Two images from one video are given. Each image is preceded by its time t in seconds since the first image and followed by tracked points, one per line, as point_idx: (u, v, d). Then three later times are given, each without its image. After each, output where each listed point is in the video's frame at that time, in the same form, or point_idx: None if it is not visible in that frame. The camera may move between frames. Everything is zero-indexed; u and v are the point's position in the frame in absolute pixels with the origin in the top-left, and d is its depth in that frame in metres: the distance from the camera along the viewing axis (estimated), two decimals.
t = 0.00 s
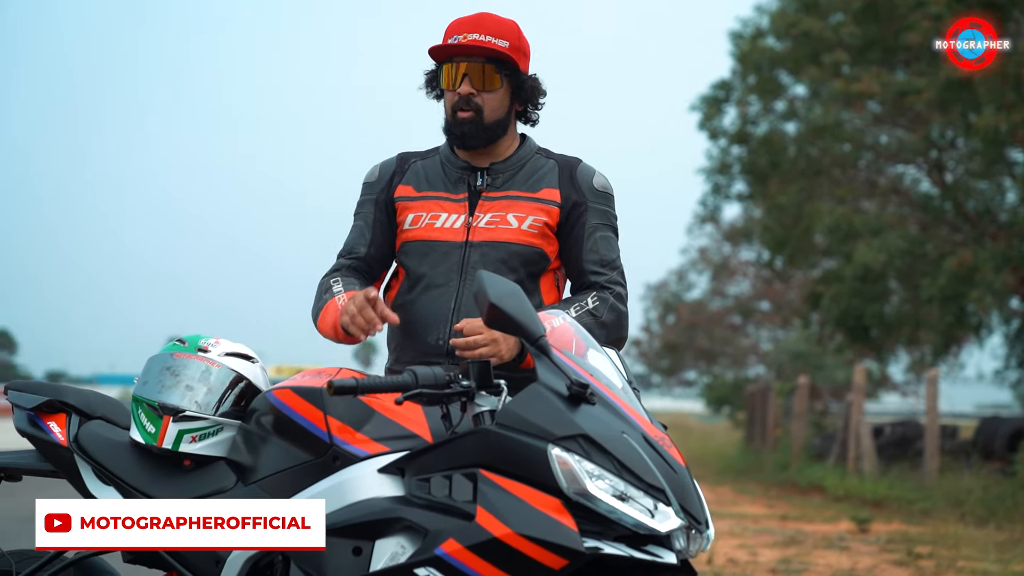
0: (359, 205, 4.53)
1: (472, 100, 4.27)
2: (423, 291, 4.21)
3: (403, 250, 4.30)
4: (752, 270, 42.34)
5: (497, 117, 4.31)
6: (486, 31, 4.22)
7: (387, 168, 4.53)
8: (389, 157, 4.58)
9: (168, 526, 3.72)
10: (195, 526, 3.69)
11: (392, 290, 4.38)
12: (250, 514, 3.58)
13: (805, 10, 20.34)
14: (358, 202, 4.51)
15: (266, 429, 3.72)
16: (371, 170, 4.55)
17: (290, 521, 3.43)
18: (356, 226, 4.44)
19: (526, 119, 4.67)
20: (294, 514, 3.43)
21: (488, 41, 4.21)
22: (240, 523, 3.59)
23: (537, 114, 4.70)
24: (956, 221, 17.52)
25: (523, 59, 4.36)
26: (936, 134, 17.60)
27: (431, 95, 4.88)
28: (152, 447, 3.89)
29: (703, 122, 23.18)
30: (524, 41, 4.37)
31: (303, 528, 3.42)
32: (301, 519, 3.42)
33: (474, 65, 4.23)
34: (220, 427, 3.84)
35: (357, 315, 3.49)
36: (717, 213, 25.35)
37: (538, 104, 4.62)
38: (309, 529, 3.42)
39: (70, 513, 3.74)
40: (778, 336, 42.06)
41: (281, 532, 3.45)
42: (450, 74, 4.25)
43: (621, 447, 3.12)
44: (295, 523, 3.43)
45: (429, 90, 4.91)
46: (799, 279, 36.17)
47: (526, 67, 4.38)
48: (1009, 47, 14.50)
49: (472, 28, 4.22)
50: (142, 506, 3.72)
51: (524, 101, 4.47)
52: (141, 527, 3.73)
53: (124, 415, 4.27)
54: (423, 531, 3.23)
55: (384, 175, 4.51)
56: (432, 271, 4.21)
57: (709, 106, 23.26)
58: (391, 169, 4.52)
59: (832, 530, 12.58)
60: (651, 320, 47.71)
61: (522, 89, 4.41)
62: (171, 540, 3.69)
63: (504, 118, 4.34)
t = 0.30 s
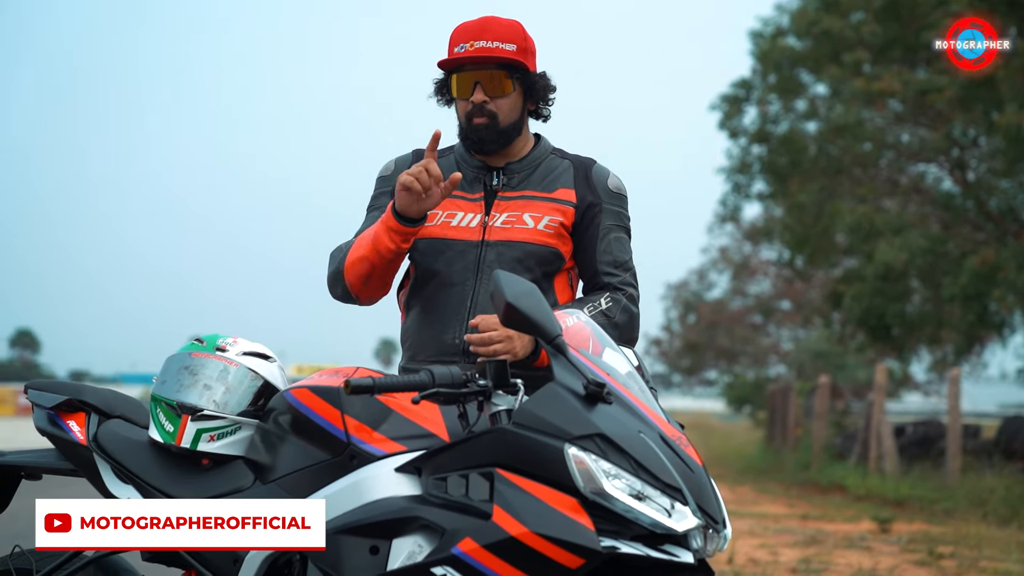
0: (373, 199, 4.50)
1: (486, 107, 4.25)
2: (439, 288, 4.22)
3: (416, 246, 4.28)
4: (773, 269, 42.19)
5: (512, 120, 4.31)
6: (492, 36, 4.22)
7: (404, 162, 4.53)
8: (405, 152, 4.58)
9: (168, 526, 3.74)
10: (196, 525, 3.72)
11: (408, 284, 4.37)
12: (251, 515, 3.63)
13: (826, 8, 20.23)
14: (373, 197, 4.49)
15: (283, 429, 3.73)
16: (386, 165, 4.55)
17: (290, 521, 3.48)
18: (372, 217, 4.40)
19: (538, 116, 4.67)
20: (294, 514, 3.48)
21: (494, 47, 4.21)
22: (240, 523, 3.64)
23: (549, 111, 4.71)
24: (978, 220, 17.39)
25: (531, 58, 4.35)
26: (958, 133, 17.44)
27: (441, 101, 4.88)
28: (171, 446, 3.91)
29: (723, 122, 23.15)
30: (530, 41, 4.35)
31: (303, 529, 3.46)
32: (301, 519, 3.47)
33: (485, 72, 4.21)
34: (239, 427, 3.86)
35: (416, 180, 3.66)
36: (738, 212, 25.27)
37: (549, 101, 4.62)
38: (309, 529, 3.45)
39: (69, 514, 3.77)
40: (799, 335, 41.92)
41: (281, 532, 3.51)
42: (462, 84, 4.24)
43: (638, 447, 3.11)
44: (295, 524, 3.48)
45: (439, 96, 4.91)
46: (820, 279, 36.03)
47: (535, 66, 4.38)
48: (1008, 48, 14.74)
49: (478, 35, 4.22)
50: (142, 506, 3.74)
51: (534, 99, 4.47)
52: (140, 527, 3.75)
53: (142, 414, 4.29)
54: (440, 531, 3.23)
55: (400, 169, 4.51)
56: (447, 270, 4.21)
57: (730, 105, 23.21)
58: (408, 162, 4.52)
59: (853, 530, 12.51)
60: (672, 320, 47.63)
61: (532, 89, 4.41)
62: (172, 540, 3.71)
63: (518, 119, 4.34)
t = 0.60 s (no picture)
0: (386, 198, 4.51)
1: (503, 107, 4.25)
2: (453, 288, 4.22)
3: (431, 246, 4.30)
4: (791, 269, 42.08)
5: (528, 120, 4.32)
6: (510, 36, 4.21)
7: (416, 163, 4.53)
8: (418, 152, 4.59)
9: (167, 526, 3.78)
10: (195, 526, 3.77)
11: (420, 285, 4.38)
12: (250, 515, 3.69)
13: (845, 7, 20.13)
14: (385, 198, 4.50)
15: (298, 429, 3.74)
16: (399, 166, 4.55)
17: (290, 521, 3.55)
18: (385, 217, 4.42)
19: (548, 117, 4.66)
20: (294, 515, 3.54)
21: (513, 48, 4.20)
22: (240, 523, 3.70)
23: (560, 111, 4.71)
24: (999, 219, 17.28)
25: (547, 59, 4.36)
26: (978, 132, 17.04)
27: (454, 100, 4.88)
28: (187, 446, 3.92)
29: (740, 121, 23.13)
30: (545, 41, 4.36)
31: (303, 529, 3.52)
32: (301, 520, 3.53)
33: (501, 72, 4.21)
34: (254, 426, 3.86)
35: (431, 208, 3.61)
36: (756, 212, 25.22)
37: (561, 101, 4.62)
38: (309, 530, 3.50)
39: (70, 514, 3.82)
40: (818, 335, 41.79)
41: (281, 532, 3.57)
42: (478, 84, 4.24)
43: (652, 446, 3.11)
44: (295, 524, 3.54)
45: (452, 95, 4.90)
46: (839, 278, 35.92)
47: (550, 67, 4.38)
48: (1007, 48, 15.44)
49: (494, 36, 4.21)
50: (143, 506, 3.78)
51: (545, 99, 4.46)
52: (140, 527, 3.80)
53: (158, 413, 4.30)
54: (455, 530, 3.23)
55: (412, 170, 4.51)
56: (460, 270, 4.21)
57: (747, 105, 23.20)
58: (420, 164, 4.52)
59: (872, 530, 12.49)
60: (690, 320, 47.59)
61: (546, 88, 4.42)
62: (171, 540, 3.75)
63: (533, 119, 4.35)
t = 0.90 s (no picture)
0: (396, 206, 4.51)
1: (523, 101, 4.25)
2: (466, 291, 4.23)
3: (444, 251, 4.32)
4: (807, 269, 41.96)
5: (545, 119, 4.31)
6: (536, 33, 4.21)
7: (425, 169, 4.52)
8: (426, 158, 4.58)
9: (167, 526, 3.83)
10: (195, 526, 3.80)
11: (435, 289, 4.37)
12: (250, 515, 3.73)
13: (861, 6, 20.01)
14: (395, 206, 4.50)
15: (310, 430, 3.75)
16: (408, 172, 4.54)
17: (290, 522, 3.60)
18: (395, 228, 4.43)
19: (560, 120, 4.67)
20: (294, 515, 3.59)
21: (538, 44, 4.19)
22: (240, 523, 3.74)
23: (572, 115, 4.70)
24: (1015, 219, 17.16)
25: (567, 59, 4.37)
26: (994, 131, 16.86)
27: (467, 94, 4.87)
28: (199, 447, 3.93)
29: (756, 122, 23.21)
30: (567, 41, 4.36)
31: (303, 528, 3.57)
32: (301, 520, 3.58)
33: (526, 67, 4.21)
34: (266, 427, 3.87)
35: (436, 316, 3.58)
36: (772, 212, 25.16)
37: (575, 104, 4.61)
38: (309, 529, 3.56)
39: (69, 514, 3.89)
40: (834, 336, 41.70)
41: (280, 532, 3.62)
42: (501, 76, 4.23)
43: (665, 447, 3.09)
44: (295, 524, 3.59)
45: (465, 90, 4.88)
46: (855, 278, 35.80)
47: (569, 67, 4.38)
48: (1009, 48, 15.50)
49: (520, 31, 4.21)
50: (140, 506, 3.84)
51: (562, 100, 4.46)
52: (140, 528, 3.85)
53: (172, 414, 4.31)
54: (467, 532, 3.23)
55: (422, 177, 4.50)
56: (473, 273, 4.22)
57: (763, 105, 23.18)
58: (429, 170, 4.51)
59: (888, 531, 12.43)
60: (705, 320, 47.52)
61: (564, 90, 4.41)
62: (170, 540, 3.80)
63: (549, 118, 4.35)
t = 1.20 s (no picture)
0: (404, 209, 4.50)
1: (530, 102, 4.24)
2: (476, 293, 4.23)
3: (453, 253, 4.31)
4: (819, 269, 41.85)
5: (552, 119, 4.30)
6: (543, 33, 4.20)
7: (432, 171, 4.51)
8: (434, 160, 4.57)
9: (168, 526, 3.84)
10: (195, 526, 3.82)
11: (447, 289, 4.37)
12: (251, 515, 3.75)
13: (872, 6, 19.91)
14: (403, 209, 4.48)
15: (320, 430, 3.75)
16: (416, 175, 4.53)
17: (290, 522, 3.62)
18: (405, 232, 4.40)
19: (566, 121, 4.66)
20: (294, 515, 3.62)
21: (545, 44, 4.19)
22: (240, 523, 3.75)
23: (579, 114, 4.68)
24: None
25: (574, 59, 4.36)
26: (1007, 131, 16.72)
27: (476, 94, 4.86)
28: (209, 447, 3.92)
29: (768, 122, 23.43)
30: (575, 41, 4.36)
31: (303, 529, 3.59)
32: (301, 520, 3.60)
33: (534, 66, 4.20)
34: (276, 428, 3.87)
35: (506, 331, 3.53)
36: (783, 212, 25.11)
37: (581, 104, 4.59)
38: (308, 529, 3.58)
39: (69, 514, 3.89)
40: (846, 336, 41.60)
41: (280, 532, 3.64)
42: (507, 77, 4.23)
43: (675, 448, 3.08)
44: (295, 523, 3.61)
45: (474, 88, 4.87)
46: (866, 278, 35.70)
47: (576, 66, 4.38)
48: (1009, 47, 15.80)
49: (528, 30, 4.19)
50: (141, 506, 3.83)
51: (568, 99, 4.45)
52: (141, 527, 3.84)
53: (181, 415, 4.31)
54: (476, 532, 3.22)
55: (430, 179, 4.49)
56: (482, 276, 4.22)
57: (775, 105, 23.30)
58: (437, 172, 4.49)
59: (900, 532, 12.37)
60: (717, 320, 47.46)
61: (570, 89, 4.41)
62: (169, 540, 3.81)
63: (556, 118, 4.34)
